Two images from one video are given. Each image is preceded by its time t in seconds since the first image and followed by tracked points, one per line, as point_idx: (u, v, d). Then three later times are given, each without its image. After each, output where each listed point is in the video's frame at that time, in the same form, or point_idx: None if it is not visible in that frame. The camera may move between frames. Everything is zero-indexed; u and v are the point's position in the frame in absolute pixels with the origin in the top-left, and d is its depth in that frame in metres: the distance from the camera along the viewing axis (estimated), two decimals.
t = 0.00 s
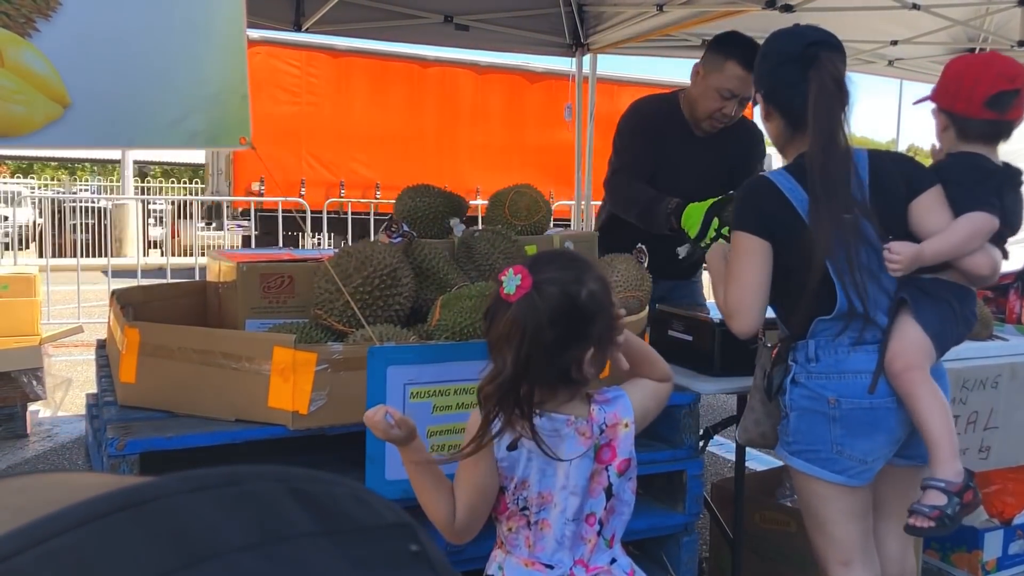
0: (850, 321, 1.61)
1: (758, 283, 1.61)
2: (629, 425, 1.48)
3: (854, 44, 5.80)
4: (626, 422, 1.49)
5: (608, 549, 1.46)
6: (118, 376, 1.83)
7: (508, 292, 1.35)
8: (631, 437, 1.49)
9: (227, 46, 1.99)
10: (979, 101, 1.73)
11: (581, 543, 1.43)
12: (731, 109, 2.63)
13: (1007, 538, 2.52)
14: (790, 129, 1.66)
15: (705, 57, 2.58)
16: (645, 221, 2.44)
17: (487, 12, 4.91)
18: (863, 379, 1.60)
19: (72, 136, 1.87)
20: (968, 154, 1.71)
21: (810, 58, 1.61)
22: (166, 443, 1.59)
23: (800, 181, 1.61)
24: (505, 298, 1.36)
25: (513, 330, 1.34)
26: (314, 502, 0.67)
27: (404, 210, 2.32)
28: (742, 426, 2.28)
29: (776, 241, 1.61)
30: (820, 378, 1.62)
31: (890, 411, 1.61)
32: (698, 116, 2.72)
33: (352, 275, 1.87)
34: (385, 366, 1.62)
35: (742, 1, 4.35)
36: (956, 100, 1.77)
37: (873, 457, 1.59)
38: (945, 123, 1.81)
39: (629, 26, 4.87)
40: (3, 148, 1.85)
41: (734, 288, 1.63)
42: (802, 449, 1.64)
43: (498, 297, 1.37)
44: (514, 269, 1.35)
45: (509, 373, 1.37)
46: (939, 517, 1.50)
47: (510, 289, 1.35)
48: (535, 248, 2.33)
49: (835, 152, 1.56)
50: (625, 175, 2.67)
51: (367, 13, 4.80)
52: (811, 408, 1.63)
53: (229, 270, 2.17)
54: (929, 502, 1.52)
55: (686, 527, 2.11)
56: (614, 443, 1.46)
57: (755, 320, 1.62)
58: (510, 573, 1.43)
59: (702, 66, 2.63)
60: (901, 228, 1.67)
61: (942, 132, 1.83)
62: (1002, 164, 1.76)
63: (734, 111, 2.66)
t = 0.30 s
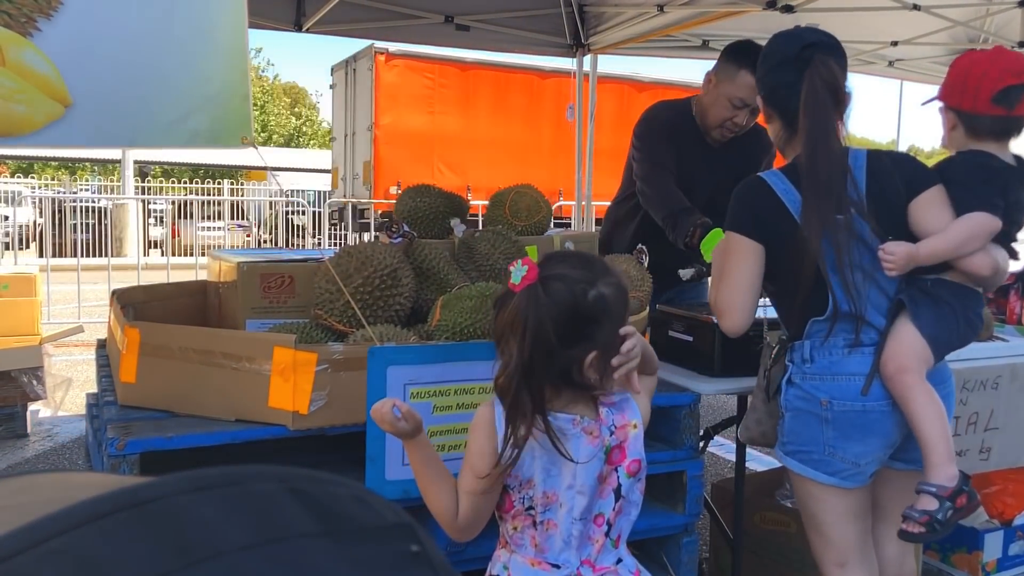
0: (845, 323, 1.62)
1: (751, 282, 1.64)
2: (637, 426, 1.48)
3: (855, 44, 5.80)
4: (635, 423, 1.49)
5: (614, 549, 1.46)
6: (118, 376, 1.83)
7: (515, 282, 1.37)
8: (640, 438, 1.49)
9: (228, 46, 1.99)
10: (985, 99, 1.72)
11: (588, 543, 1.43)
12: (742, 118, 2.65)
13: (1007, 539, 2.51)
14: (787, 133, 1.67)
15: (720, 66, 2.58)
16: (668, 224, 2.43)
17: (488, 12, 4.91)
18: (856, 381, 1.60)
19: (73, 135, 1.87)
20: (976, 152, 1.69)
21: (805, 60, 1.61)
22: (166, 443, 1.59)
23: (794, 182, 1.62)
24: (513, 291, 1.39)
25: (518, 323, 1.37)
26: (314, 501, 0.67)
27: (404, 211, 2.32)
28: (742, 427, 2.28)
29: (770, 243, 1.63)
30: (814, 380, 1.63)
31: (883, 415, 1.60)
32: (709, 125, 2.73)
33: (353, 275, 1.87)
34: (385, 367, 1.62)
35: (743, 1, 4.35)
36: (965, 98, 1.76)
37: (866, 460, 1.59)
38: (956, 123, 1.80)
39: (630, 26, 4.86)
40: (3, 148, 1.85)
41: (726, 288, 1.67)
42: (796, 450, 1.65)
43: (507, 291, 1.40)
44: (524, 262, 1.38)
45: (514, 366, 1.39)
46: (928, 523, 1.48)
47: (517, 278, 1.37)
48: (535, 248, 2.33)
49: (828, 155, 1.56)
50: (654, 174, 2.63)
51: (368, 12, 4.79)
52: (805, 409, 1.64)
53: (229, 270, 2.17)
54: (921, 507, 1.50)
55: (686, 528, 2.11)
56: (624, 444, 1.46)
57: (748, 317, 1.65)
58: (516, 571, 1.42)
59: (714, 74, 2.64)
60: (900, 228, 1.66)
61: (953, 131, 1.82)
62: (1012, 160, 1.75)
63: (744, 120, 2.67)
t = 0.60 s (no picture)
0: (853, 324, 1.62)
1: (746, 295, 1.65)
2: (642, 426, 1.48)
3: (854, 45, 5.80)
4: (639, 423, 1.49)
5: (619, 549, 1.45)
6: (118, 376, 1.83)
7: (531, 273, 1.38)
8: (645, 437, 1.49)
9: (228, 46, 1.99)
10: (974, 89, 1.68)
11: (594, 543, 1.42)
12: (745, 124, 2.65)
13: (1007, 539, 2.51)
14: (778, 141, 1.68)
15: (725, 73, 2.57)
16: (667, 225, 2.43)
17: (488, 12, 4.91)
18: (868, 384, 1.59)
19: (73, 135, 1.87)
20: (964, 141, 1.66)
21: (792, 69, 1.62)
22: (166, 443, 1.58)
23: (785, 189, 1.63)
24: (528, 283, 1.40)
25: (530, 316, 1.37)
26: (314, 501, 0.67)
27: (404, 211, 2.32)
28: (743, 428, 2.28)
29: (764, 251, 1.64)
30: (825, 385, 1.63)
31: (898, 417, 1.59)
32: (712, 130, 2.73)
33: (352, 275, 1.87)
34: (385, 367, 1.62)
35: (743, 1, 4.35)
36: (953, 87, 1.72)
37: (881, 464, 1.59)
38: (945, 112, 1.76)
39: (630, 26, 4.86)
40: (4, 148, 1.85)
41: (719, 298, 1.67)
42: (811, 455, 1.66)
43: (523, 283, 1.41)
44: (541, 254, 1.39)
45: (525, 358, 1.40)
46: (949, 523, 1.52)
47: (533, 269, 1.38)
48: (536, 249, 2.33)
49: (815, 158, 1.57)
50: (655, 178, 2.63)
51: (369, 13, 4.79)
52: (817, 414, 1.65)
53: (229, 270, 2.17)
54: (941, 506, 1.54)
55: (686, 528, 2.11)
56: (628, 444, 1.46)
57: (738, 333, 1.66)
58: (522, 570, 1.42)
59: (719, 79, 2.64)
60: (900, 227, 1.68)
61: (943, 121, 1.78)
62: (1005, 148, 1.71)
63: (748, 126, 2.67)
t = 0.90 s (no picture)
0: (869, 323, 1.63)
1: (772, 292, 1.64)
2: (643, 427, 1.48)
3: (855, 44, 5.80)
4: (640, 424, 1.49)
5: (625, 548, 1.46)
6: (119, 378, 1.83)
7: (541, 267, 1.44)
8: (646, 439, 1.49)
9: (229, 48, 2.00)
10: (1001, 98, 1.68)
11: (601, 543, 1.43)
12: (741, 124, 2.62)
13: (1008, 538, 2.51)
14: (800, 141, 1.71)
15: (719, 73, 2.57)
16: (666, 226, 2.42)
17: (488, 13, 4.91)
18: (889, 382, 1.60)
19: (74, 137, 1.87)
20: (987, 151, 1.64)
21: (818, 67, 1.65)
22: (167, 446, 1.58)
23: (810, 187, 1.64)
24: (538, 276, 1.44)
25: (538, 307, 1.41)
26: (315, 502, 0.67)
27: (405, 212, 2.32)
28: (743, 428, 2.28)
29: (787, 247, 1.64)
30: (847, 382, 1.64)
31: (918, 414, 1.60)
32: (709, 130, 2.71)
33: (353, 276, 1.87)
34: (386, 368, 1.62)
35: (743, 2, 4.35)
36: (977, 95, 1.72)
37: (902, 461, 1.59)
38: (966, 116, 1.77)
39: (631, 27, 4.87)
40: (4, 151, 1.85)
41: (746, 297, 1.67)
42: (830, 453, 1.65)
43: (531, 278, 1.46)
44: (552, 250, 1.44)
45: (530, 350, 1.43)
46: (980, 518, 1.50)
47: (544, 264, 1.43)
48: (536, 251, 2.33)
49: (839, 156, 1.58)
50: (649, 180, 2.64)
51: (368, 14, 4.79)
52: (837, 412, 1.64)
53: (229, 272, 2.16)
54: (971, 503, 1.52)
55: (687, 528, 2.11)
56: (630, 446, 1.46)
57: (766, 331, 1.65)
58: (528, 572, 1.42)
59: (714, 80, 2.63)
60: (919, 227, 1.66)
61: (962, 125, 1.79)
62: None
63: (744, 127, 2.65)
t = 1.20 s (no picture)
0: (914, 323, 1.69)
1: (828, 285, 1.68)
2: (632, 428, 1.48)
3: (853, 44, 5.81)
4: (629, 425, 1.48)
5: (623, 546, 1.46)
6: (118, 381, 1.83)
7: (545, 266, 1.44)
8: (636, 439, 1.49)
9: (225, 50, 2.00)
10: None
11: (597, 543, 1.43)
12: (731, 122, 2.65)
13: (1008, 537, 2.51)
14: (860, 140, 1.75)
15: (706, 72, 2.62)
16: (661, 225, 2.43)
17: (485, 15, 4.92)
18: (934, 380, 1.66)
19: (72, 141, 1.87)
20: None
21: (887, 71, 1.70)
22: (166, 448, 1.58)
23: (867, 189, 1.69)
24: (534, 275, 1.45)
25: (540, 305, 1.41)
26: (310, 502, 0.67)
27: (402, 213, 2.32)
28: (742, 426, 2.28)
29: (844, 247, 1.69)
30: (892, 379, 1.70)
31: (961, 412, 1.66)
32: (700, 131, 2.74)
33: (352, 278, 1.87)
34: (385, 369, 1.62)
35: (740, 2, 4.36)
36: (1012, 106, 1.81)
37: (944, 455, 1.65)
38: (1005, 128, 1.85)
39: (629, 28, 4.88)
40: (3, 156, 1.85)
41: (802, 291, 1.70)
42: (873, 447, 1.70)
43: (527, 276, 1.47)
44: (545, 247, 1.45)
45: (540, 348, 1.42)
46: (1016, 512, 1.57)
47: (546, 262, 1.44)
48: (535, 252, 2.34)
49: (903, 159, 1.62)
50: (640, 179, 2.64)
51: (366, 16, 4.80)
52: (882, 408, 1.70)
53: (228, 275, 2.16)
54: (1007, 498, 1.59)
55: (687, 528, 2.11)
56: (621, 446, 1.46)
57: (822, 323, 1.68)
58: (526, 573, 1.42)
59: (702, 80, 2.67)
60: (968, 232, 1.74)
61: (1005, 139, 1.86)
62: None
63: (734, 125, 2.67)
